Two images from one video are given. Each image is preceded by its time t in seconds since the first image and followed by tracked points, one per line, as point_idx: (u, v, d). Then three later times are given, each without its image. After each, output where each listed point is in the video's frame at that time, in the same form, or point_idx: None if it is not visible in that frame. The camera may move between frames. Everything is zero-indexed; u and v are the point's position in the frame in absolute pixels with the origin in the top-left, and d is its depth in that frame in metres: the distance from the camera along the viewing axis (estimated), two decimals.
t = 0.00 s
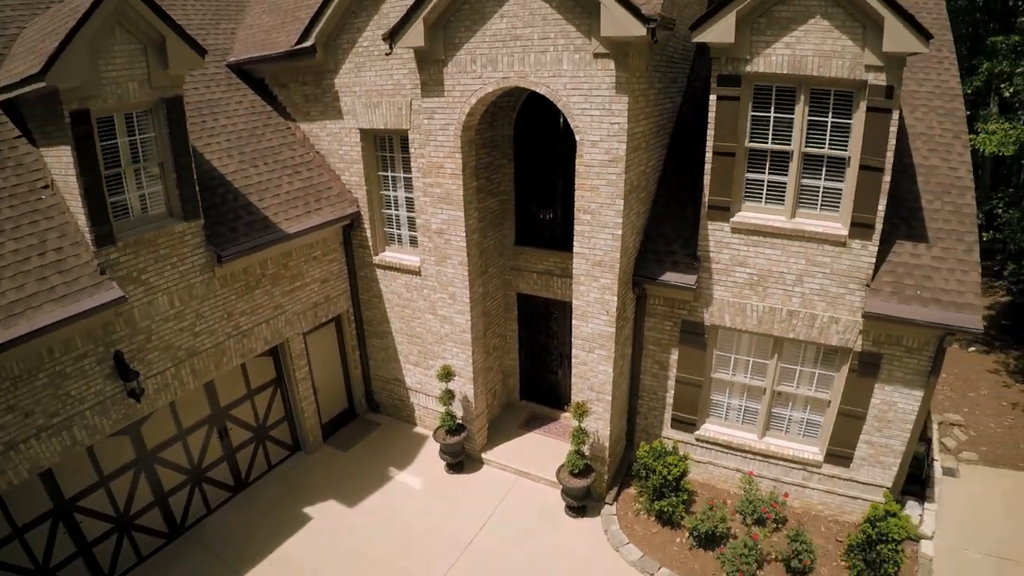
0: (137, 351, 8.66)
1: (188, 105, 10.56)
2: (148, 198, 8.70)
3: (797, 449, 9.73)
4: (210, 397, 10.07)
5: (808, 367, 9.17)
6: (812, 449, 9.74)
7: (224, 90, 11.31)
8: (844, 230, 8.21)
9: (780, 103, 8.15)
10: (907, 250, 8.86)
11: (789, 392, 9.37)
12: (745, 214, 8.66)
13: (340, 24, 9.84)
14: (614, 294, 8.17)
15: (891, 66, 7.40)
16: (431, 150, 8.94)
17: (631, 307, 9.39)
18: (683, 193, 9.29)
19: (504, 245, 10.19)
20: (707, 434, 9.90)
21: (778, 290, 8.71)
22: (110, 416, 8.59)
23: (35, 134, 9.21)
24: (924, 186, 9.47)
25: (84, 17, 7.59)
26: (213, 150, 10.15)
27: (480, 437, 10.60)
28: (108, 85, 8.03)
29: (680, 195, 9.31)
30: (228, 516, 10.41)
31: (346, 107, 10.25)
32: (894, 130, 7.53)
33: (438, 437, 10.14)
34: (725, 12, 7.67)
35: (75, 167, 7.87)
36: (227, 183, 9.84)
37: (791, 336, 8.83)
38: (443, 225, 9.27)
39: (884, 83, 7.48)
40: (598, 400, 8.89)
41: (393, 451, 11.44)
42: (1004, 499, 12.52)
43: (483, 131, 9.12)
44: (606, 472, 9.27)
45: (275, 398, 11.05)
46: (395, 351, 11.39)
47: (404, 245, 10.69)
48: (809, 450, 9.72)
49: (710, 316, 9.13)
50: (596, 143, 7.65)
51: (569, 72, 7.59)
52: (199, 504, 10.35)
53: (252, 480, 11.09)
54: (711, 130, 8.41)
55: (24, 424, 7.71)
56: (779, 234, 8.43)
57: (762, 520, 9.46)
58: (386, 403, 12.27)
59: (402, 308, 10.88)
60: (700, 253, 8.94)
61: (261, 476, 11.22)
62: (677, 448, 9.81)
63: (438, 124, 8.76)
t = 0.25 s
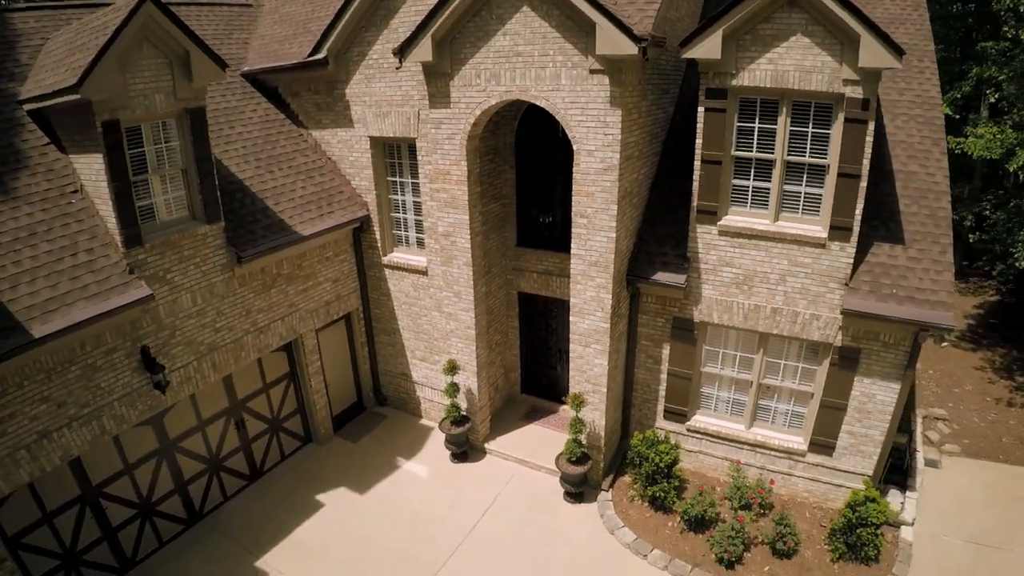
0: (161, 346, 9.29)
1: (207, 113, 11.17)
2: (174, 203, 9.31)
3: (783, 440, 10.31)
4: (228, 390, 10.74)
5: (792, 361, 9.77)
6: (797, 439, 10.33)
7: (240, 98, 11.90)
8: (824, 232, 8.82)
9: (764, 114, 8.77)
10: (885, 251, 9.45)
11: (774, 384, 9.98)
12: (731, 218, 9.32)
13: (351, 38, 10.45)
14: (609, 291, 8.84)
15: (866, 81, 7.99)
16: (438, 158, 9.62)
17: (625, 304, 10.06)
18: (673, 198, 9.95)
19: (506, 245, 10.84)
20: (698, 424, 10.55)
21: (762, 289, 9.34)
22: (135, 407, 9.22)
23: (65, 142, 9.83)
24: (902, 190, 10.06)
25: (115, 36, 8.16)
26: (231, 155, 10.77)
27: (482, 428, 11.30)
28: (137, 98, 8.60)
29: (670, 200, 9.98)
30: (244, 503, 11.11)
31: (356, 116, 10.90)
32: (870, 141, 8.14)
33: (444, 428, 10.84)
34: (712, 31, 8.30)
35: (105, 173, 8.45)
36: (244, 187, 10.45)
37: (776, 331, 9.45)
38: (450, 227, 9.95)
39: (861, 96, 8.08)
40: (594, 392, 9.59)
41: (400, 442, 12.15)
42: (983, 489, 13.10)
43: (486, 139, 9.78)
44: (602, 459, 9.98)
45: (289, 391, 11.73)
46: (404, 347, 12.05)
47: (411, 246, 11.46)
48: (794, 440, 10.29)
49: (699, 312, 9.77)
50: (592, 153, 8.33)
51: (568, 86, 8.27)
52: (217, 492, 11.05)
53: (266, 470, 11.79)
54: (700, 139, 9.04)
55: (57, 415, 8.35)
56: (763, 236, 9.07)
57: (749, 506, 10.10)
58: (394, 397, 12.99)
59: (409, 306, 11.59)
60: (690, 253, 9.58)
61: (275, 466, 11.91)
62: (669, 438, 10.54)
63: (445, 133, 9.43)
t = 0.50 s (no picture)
0: (184, 341, 9.96)
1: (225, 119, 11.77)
2: (197, 207, 9.94)
3: (770, 430, 10.98)
4: (245, 384, 11.49)
5: (777, 356, 10.45)
6: (783, 429, 10.99)
7: (254, 105, 12.51)
8: (806, 234, 9.46)
9: (749, 123, 9.41)
10: (864, 252, 10.08)
11: (760, 377, 10.67)
12: (718, 221, 10.01)
13: (361, 50, 11.14)
14: (604, 290, 9.56)
15: (845, 92, 8.61)
16: (444, 165, 10.37)
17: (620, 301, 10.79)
18: (663, 203, 10.68)
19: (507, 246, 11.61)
20: (689, 416, 11.28)
21: (749, 287, 10.01)
22: (159, 399, 9.90)
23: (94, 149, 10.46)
24: (881, 194, 10.69)
25: (143, 51, 8.74)
26: (247, 159, 11.39)
27: (485, 419, 12.11)
28: (163, 108, 9.21)
29: (660, 205, 10.71)
30: (258, 491, 11.92)
31: (366, 124, 11.60)
32: (848, 148, 8.76)
33: (449, 419, 11.67)
34: (700, 47, 8.94)
35: (135, 179, 9.07)
36: (260, 190, 11.07)
37: (761, 327, 10.12)
38: (456, 230, 10.72)
39: (839, 107, 8.71)
40: (590, 383, 10.34)
41: (407, 433, 12.92)
42: (964, 480, 13.70)
43: (489, 147, 10.52)
44: (598, 448, 10.65)
45: (301, 385, 12.48)
46: (412, 343, 12.81)
47: (418, 247, 12.19)
48: (780, 431, 10.95)
49: (688, 309, 10.50)
50: (588, 160, 9.00)
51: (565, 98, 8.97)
52: (233, 480, 11.84)
53: (279, 459, 12.57)
54: (689, 147, 9.71)
55: (87, 406, 9.03)
56: (748, 238, 9.74)
57: (736, 491, 10.76)
58: (401, 391, 13.77)
59: (416, 303, 12.31)
60: (681, 253, 10.27)
61: (288, 455, 12.71)
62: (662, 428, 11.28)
63: (451, 141, 10.16)
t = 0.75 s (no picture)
0: (204, 337, 10.67)
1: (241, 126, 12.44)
2: (217, 210, 10.62)
3: (756, 422, 11.65)
4: (260, 378, 12.22)
5: (763, 351, 11.11)
6: (768, 421, 11.66)
7: (267, 113, 13.20)
8: (788, 236, 10.14)
9: (735, 133, 10.07)
10: (844, 253, 10.71)
11: (747, 372, 11.34)
12: (707, 224, 10.69)
13: (370, 61, 11.84)
14: (600, 288, 10.25)
15: (824, 104, 9.23)
16: (450, 171, 11.09)
17: (615, 299, 11.50)
18: (653, 207, 11.38)
19: (507, 247, 12.35)
20: (680, 408, 11.98)
21: (735, 286, 10.70)
22: (181, 391, 10.59)
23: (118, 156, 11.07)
24: (861, 198, 11.34)
25: (168, 65, 9.34)
26: (261, 165, 12.08)
27: (487, 412, 12.93)
28: (186, 119, 9.83)
29: (651, 208, 11.40)
30: (272, 480, 12.65)
31: (375, 131, 12.31)
32: (827, 156, 9.40)
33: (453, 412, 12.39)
34: (688, 61, 9.59)
35: (160, 185, 9.71)
36: (274, 196, 11.77)
37: (748, 324, 10.80)
38: (460, 232, 11.47)
39: (819, 118, 9.34)
40: (586, 376, 11.03)
41: (413, 426, 13.67)
42: (945, 471, 14.34)
43: (491, 154, 11.26)
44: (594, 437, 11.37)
45: (312, 379, 13.22)
46: (418, 340, 13.56)
47: (424, 248, 12.91)
48: (766, 423, 11.61)
49: (679, 307, 11.21)
50: (584, 168, 9.69)
51: (562, 110, 9.67)
52: (248, 469, 12.57)
53: (291, 450, 13.30)
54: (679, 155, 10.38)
55: (114, 397, 9.75)
56: (734, 240, 10.44)
57: (724, 479, 11.42)
58: (407, 385, 14.53)
59: (422, 302, 13.05)
60: (672, 254, 10.96)
61: (299, 446, 13.44)
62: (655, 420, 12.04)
63: (456, 149, 10.88)
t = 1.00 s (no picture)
0: (223, 334, 11.38)
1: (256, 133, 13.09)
2: (235, 214, 11.31)
3: (743, 414, 12.37)
4: (274, 373, 12.96)
5: (750, 347, 11.81)
6: (756, 413, 12.35)
7: (279, 120, 13.85)
8: (771, 238, 10.82)
9: (722, 141, 10.74)
10: (825, 255, 11.36)
11: (735, 366, 12.06)
12: (696, 226, 11.38)
13: (378, 72, 12.56)
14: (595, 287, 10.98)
15: (805, 115, 9.88)
16: (455, 177, 11.85)
17: (610, 298, 12.23)
18: (645, 210, 12.11)
19: (507, 248, 13.12)
20: (671, 401, 12.71)
21: (723, 285, 11.39)
22: (200, 385, 11.30)
23: (140, 162, 11.70)
24: (842, 203, 12.01)
25: (191, 78, 9.96)
26: (274, 170, 12.72)
27: (490, 406, 13.95)
28: (207, 128, 10.47)
29: (643, 212, 12.13)
30: (284, 470, 13.38)
31: (382, 139, 13.05)
32: (808, 164, 10.05)
33: (457, 405, 13.21)
34: (677, 75, 10.27)
35: (183, 191, 10.37)
36: (287, 199, 12.42)
37: (735, 321, 11.49)
38: (464, 234, 12.25)
39: (800, 128, 9.99)
40: (582, 370, 11.79)
41: (418, 420, 14.44)
42: (928, 464, 14.95)
43: (493, 162, 12.05)
44: (591, 429, 12.13)
45: (322, 375, 13.96)
46: (423, 338, 14.37)
47: (429, 250, 13.66)
48: (752, 415, 12.32)
49: (670, 305, 11.93)
50: (580, 175, 10.41)
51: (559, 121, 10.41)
52: (262, 460, 13.31)
53: (302, 442, 14.04)
54: (670, 162, 11.05)
55: (139, 390, 10.48)
56: (721, 243, 11.14)
57: (713, 468, 12.14)
58: (412, 381, 15.27)
59: (427, 302, 13.81)
60: (663, 255, 11.67)
61: (310, 439, 14.19)
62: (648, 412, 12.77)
63: (460, 157, 11.64)
